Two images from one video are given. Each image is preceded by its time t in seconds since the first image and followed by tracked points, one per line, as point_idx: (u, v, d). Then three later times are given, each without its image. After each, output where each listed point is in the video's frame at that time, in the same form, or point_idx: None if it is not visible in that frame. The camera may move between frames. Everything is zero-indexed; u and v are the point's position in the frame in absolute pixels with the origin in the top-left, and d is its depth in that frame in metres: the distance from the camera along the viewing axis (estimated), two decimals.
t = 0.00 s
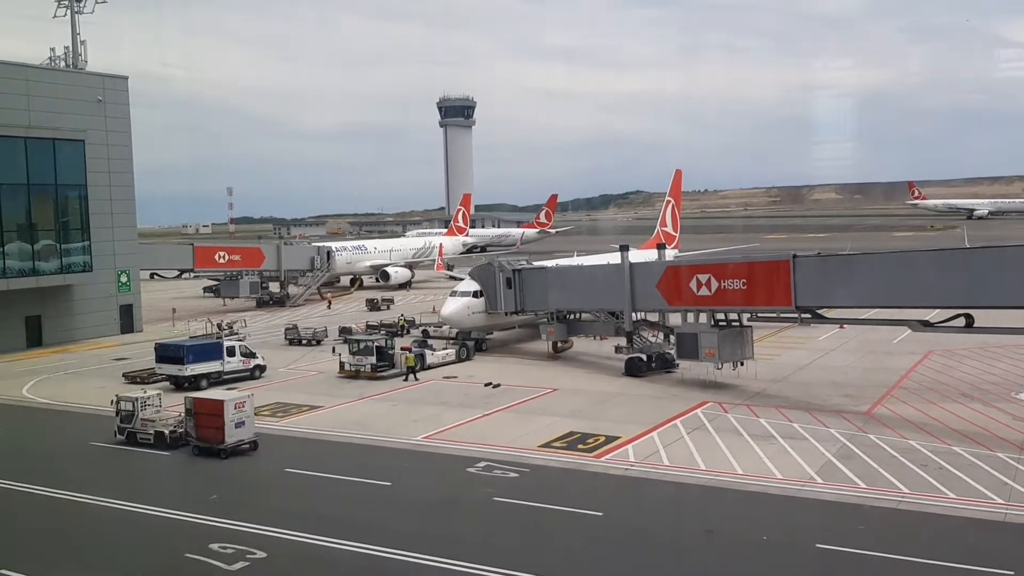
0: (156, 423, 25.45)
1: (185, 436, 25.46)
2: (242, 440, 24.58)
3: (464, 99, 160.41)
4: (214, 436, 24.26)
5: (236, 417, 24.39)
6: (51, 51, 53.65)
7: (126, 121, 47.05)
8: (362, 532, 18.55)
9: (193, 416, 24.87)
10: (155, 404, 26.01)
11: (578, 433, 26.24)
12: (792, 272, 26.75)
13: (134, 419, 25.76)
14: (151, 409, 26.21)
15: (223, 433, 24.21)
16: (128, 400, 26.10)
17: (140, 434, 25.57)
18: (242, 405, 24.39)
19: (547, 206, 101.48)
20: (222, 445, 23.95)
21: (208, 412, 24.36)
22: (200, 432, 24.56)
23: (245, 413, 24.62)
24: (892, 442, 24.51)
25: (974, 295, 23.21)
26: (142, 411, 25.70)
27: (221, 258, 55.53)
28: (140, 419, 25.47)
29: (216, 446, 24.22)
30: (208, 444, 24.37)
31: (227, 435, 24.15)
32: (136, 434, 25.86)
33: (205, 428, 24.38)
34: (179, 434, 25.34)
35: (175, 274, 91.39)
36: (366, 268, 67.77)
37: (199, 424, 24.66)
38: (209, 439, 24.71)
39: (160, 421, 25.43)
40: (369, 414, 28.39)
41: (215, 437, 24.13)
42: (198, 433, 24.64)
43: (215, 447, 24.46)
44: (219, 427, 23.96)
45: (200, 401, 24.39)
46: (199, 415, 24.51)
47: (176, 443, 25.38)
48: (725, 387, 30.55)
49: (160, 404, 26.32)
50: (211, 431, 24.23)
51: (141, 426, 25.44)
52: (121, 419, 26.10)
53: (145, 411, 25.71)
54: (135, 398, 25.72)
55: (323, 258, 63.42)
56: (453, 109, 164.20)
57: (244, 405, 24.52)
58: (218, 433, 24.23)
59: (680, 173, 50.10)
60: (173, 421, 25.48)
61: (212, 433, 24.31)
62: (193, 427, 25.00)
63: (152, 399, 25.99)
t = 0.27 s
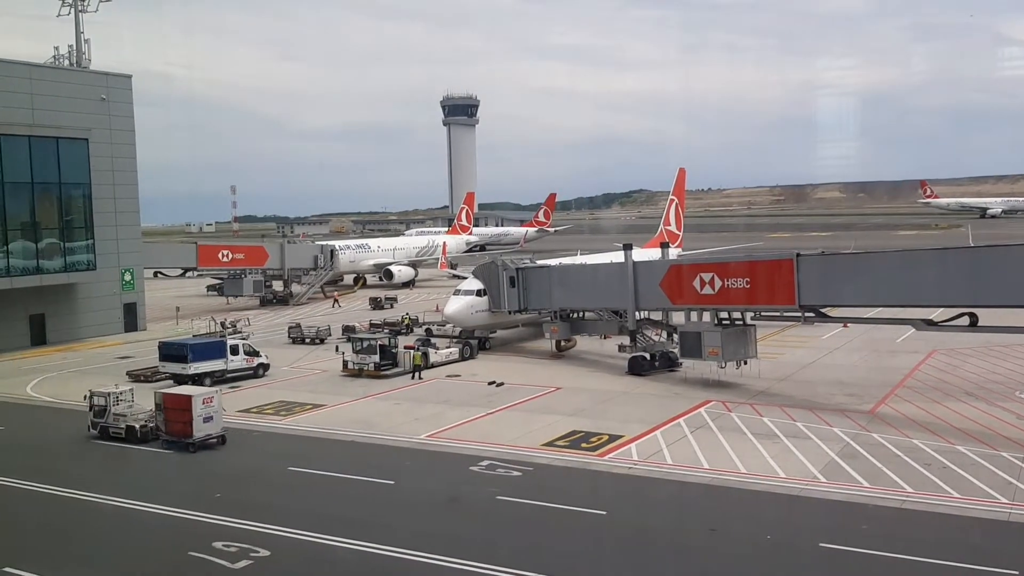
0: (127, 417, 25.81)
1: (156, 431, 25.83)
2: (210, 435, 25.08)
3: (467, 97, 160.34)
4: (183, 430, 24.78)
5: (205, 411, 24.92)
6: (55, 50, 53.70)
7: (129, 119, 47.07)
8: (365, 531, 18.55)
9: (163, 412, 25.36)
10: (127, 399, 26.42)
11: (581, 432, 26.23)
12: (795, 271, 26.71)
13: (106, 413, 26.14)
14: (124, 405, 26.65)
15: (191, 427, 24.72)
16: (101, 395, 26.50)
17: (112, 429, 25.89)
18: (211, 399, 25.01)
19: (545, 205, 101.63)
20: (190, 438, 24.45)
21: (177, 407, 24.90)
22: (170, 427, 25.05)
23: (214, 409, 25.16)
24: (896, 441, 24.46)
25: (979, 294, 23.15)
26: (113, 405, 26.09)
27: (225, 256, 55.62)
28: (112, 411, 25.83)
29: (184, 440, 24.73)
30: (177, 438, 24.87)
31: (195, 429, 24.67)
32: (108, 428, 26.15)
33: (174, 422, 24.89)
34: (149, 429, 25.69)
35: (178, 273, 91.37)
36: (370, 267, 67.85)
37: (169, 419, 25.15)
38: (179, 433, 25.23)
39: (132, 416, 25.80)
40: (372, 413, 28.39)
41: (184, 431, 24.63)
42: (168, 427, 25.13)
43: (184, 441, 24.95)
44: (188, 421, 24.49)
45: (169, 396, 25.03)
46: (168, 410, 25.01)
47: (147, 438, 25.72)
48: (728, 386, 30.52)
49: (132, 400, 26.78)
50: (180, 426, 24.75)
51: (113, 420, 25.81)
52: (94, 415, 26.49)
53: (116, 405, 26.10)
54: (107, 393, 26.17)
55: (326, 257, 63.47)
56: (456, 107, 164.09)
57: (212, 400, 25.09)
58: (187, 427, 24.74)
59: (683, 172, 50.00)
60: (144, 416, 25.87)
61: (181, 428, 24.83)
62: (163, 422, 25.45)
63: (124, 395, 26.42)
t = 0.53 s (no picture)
0: (92, 412, 26.24)
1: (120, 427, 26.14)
2: (172, 430, 25.29)
3: (465, 96, 160.22)
4: (145, 426, 25.00)
5: (167, 407, 25.08)
6: (52, 48, 53.56)
7: (126, 117, 46.95)
8: (362, 530, 18.51)
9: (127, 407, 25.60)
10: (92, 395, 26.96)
11: (578, 430, 26.22)
12: (792, 271, 26.72)
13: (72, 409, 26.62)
14: (89, 401, 27.15)
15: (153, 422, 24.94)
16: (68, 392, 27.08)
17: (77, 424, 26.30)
18: (173, 395, 25.20)
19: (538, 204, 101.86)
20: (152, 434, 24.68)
21: (139, 403, 25.11)
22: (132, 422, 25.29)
23: (176, 404, 25.32)
24: (892, 441, 24.47)
25: (975, 294, 23.17)
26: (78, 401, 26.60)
27: (221, 255, 55.57)
28: (78, 405, 26.28)
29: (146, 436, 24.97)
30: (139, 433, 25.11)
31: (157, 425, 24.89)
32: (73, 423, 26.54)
33: (137, 418, 25.13)
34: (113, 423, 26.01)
35: (174, 271, 91.18)
36: (367, 266, 67.82)
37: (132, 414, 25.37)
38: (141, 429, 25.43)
39: (96, 411, 26.23)
40: (369, 412, 28.35)
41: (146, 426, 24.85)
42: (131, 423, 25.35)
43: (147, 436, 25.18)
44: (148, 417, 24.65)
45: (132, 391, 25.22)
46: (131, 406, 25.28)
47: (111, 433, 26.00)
48: (725, 385, 30.51)
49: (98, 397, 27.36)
50: (142, 421, 24.98)
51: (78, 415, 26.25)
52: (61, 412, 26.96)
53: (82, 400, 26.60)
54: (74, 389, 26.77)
55: (323, 255, 63.40)
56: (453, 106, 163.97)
57: (174, 395, 25.24)
58: (149, 423, 24.95)
59: (680, 171, 49.99)
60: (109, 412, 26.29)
61: (143, 423, 25.05)
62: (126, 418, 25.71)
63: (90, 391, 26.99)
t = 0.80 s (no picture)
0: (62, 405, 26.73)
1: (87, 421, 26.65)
2: (138, 423, 25.78)
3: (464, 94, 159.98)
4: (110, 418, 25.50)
5: (132, 401, 25.69)
6: (51, 45, 53.47)
7: (124, 115, 46.89)
8: (360, 529, 18.52)
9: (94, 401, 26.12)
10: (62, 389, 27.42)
11: (576, 429, 26.23)
12: (791, 270, 26.74)
13: (42, 402, 27.13)
14: (59, 394, 27.65)
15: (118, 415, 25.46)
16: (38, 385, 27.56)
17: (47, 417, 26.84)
18: (139, 389, 25.80)
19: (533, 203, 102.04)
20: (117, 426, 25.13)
21: (106, 396, 25.67)
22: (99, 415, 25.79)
23: (142, 399, 25.92)
24: (890, 441, 24.49)
25: (974, 295, 23.18)
26: (49, 395, 27.11)
27: (220, 253, 55.55)
28: (48, 398, 26.81)
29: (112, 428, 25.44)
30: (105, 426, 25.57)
31: (123, 417, 25.39)
32: (44, 418, 27.04)
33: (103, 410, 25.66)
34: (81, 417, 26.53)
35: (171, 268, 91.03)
36: (365, 264, 67.81)
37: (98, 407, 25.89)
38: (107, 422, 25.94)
39: (65, 405, 26.71)
40: (367, 410, 28.35)
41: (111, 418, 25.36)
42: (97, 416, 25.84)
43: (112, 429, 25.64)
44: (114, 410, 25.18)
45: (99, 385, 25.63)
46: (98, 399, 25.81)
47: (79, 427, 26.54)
48: (724, 385, 30.53)
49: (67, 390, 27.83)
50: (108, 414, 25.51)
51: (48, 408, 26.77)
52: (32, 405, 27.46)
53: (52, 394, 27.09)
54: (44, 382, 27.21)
55: (322, 253, 63.37)
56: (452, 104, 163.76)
57: (140, 389, 25.90)
58: (115, 416, 25.45)
59: (679, 171, 49.96)
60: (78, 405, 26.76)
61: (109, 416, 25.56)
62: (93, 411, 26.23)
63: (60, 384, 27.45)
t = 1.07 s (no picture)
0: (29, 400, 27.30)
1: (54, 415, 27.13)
2: (101, 417, 26.19)
3: (461, 93, 159.82)
4: (73, 412, 25.90)
5: (95, 395, 26.10)
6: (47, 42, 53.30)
7: (120, 112, 46.76)
8: (355, 527, 18.50)
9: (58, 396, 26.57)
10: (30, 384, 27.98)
11: (571, 429, 26.23)
12: (786, 271, 26.77)
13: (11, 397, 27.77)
14: (28, 389, 28.27)
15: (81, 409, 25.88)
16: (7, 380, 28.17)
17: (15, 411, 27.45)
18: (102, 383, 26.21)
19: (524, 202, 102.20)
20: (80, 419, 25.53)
21: (69, 391, 26.09)
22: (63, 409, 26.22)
23: (105, 393, 26.32)
24: (884, 441, 24.53)
25: (969, 296, 23.22)
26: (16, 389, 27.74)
27: (215, 251, 55.46)
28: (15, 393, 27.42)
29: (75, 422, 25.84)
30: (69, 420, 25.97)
31: (86, 411, 25.80)
32: (12, 411, 27.61)
33: (66, 404, 26.09)
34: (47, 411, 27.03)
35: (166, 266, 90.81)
36: (361, 262, 67.76)
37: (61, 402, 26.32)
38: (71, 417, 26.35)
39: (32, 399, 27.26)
40: (362, 409, 28.32)
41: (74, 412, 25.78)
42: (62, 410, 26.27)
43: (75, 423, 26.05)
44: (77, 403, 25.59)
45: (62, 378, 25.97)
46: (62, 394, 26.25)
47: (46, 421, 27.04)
48: (719, 385, 30.55)
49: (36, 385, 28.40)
50: (71, 407, 25.92)
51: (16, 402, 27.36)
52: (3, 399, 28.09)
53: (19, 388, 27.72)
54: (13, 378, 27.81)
55: (317, 252, 63.30)
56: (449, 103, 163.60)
57: (103, 384, 26.32)
58: (78, 410, 25.86)
59: (675, 171, 49.98)
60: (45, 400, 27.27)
61: (72, 410, 25.97)
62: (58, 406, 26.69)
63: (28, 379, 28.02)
